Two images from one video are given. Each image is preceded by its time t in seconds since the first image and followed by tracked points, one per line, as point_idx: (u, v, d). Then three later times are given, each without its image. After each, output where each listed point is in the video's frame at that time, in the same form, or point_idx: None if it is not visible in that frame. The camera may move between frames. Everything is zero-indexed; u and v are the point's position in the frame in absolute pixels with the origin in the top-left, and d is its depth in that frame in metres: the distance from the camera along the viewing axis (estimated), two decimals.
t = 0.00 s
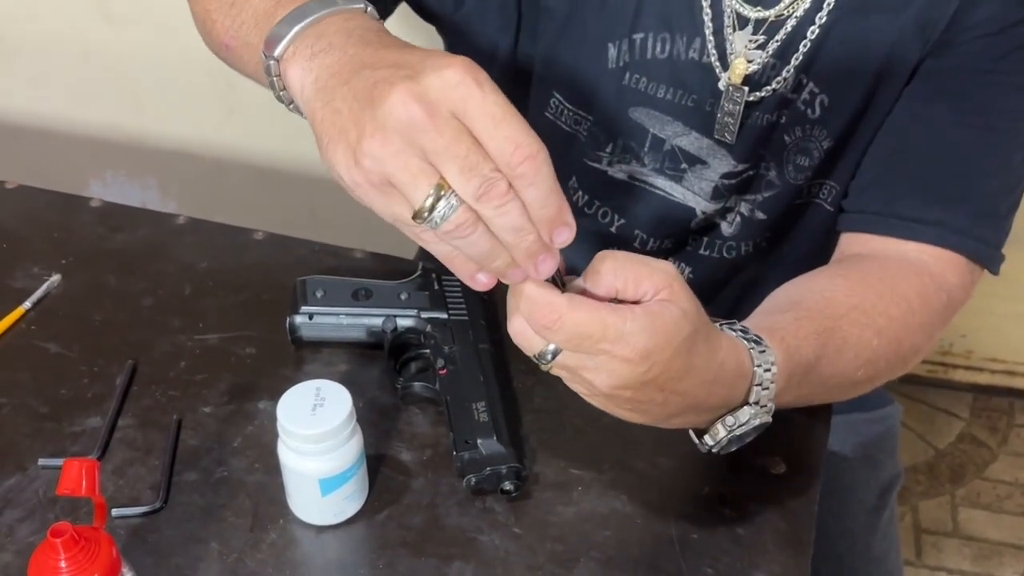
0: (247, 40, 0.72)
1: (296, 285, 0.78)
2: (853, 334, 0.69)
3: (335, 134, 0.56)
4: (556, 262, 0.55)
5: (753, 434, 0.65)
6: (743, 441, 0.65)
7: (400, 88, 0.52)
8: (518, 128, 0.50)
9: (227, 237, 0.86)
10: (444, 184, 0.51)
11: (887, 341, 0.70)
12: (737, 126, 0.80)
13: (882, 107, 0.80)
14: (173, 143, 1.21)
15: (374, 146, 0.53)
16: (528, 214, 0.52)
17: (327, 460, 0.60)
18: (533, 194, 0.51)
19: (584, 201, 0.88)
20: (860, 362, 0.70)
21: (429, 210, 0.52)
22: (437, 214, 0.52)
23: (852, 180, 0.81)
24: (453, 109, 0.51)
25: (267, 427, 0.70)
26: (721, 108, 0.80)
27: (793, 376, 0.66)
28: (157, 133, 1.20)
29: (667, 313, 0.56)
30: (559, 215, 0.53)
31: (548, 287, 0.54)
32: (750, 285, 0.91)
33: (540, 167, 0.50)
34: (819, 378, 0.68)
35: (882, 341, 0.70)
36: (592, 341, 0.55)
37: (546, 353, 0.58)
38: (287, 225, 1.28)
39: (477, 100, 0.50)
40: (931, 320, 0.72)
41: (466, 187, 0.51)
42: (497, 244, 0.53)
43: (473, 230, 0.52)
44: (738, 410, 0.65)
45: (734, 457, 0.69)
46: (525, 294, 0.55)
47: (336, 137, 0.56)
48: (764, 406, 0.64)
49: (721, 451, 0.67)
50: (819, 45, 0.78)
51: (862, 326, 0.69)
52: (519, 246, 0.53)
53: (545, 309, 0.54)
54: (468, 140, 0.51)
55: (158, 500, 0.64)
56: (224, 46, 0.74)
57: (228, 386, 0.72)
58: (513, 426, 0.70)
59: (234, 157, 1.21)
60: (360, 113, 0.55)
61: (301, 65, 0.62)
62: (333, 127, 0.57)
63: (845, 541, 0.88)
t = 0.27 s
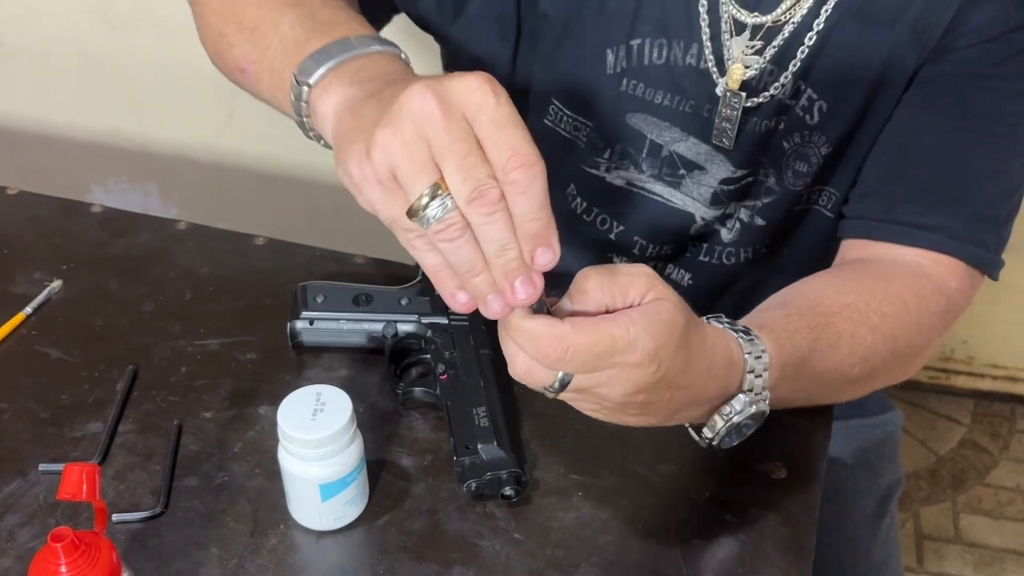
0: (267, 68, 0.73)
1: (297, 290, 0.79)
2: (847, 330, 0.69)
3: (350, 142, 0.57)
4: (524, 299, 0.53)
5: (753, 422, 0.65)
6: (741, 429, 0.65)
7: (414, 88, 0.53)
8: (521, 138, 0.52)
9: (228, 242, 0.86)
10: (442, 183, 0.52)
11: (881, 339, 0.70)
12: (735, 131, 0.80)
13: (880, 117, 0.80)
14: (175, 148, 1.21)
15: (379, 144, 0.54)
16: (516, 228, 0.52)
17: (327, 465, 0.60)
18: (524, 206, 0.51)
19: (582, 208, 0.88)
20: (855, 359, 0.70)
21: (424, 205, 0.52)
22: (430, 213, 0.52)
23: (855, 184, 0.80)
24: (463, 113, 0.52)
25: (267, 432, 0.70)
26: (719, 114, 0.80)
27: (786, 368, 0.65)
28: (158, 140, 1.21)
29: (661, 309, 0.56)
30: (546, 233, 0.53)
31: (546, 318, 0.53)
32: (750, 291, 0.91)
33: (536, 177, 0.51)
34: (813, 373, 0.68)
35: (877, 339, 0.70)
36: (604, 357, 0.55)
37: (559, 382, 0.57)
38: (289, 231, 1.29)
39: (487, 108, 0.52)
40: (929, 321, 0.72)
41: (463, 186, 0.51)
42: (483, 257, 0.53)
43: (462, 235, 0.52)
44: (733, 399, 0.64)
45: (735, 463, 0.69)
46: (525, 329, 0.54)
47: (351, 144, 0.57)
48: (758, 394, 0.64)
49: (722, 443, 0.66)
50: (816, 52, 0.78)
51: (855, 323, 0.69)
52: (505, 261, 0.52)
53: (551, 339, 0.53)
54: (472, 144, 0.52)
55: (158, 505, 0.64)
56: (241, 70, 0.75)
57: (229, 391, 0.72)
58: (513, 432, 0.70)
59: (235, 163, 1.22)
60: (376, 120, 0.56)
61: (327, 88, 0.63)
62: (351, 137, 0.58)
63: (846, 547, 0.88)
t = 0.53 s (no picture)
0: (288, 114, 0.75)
1: (294, 295, 0.79)
2: (836, 327, 0.69)
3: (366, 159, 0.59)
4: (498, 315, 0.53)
5: (751, 415, 0.65)
6: (739, 420, 0.65)
7: (428, 100, 0.54)
8: (526, 154, 0.53)
9: (227, 246, 0.86)
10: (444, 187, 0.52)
11: (872, 334, 0.70)
12: (730, 131, 0.81)
13: (873, 121, 0.81)
14: (175, 152, 1.22)
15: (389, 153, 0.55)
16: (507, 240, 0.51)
17: (324, 469, 0.61)
18: (521, 216, 0.51)
19: (579, 212, 0.89)
20: (847, 354, 0.69)
21: (426, 205, 0.52)
22: (429, 214, 0.52)
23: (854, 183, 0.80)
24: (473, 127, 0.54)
25: (266, 435, 0.70)
26: (714, 114, 0.80)
27: (777, 363, 0.65)
28: (158, 144, 1.21)
29: (645, 306, 0.56)
30: (539, 245, 0.52)
31: (539, 333, 0.53)
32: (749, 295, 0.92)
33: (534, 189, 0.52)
34: (805, 369, 0.68)
35: (868, 334, 0.69)
36: (603, 360, 0.55)
37: (564, 394, 0.57)
38: (288, 236, 1.29)
39: (496, 126, 0.54)
40: (924, 319, 0.72)
41: (463, 190, 0.52)
42: (475, 266, 0.52)
43: (457, 239, 0.52)
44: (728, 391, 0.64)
45: (732, 466, 0.69)
46: (522, 347, 0.53)
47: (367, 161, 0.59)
48: (753, 383, 0.64)
49: (720, 440, 0.66)
50: (810, 54, 0.79)
51: (845, 319, 0.69)
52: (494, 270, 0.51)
53: (549, 351, 0.53)
54: (478, 155, 0.53)
55: (156, 508, 0.64)
56: (264, 118, 0.77)
57: (227, 395, 0.73)
58: (511, 435, 0.70)
59: (235, 167, 1.22)
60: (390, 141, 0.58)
61: (348, 122, 0.65)
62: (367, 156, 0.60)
63: (843, 552, 0.88)
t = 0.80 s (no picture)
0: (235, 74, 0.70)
1: (291, 298, 0.79)
2: (823, 331, 0.69)
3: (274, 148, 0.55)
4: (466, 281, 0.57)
5: (741, 417, 0.65)
6: (727, 421, 0.64)
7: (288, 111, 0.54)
8: (406, 148, 0.52)
9: (224, 250, 0.87)
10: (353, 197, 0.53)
11: (860, 340, 0.70)
12: (719, 135, 0.81)
13: (858, 130, 0.81)
14: (173, 156, 1.22)
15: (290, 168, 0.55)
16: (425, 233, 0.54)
17: (319, 472, 0.61)
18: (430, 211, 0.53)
19: (571, 214, 0.90)
20: (834, 359, 0.69)
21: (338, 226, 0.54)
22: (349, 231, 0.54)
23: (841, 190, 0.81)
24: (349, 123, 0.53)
25: (261, 439, 0.70)
26: (702, 117, 0.81)
27: (762, 365, 0.66)
28: (157, 148, 1.21)
29: (619, 304, 0.58)
30: (460, 233, 0.54)
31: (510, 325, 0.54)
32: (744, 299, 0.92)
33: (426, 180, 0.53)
34: (790, 374, 0.68)
35: (855, 340, 0.70)
36: (577, 353, 0.55)
37: (544, 389, 0.56)
38: (288, 240, 1.30)
39: (368, 116, 0.52)
40: (913, 323, 0.72)
41: (368, 207, 0.53)
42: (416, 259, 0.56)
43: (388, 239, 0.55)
44: (714, 393, 0.63)
45: (726, 470, 0.69)
46: (496, 341, 0.54)
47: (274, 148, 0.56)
48: (738, 383, 0.64)
49: (710, 443, 0.66)
50: (799, 60, 0.79)
51: (833, 324, 0.70)
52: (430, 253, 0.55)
53: (524, 341, 0.54)
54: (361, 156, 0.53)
55: (152, 512, 0.64)
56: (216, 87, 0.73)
57: (223, 399, 0.73)
58: (505, 440, 0.70)
59: (233, 171, 1.22)
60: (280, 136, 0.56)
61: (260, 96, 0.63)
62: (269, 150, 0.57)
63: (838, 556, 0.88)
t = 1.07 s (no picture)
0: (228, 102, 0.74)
1: (286, 302, 0.79)
2: (821, 340, 0.70)
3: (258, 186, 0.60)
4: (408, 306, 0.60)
5: (735, 428, 0.66)
6: (722, 433, 0.65)
7: (304, 145, 0.56)
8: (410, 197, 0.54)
9: (220, 253, 0.87)
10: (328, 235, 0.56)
11: (857, 348, 0.71)
12: (720, 147, 0.81)
13: (856, 137, 0.81)
14: (170, 158, 1.22)
15: (274, 200, 0.57)
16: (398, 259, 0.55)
17: (312, 475, 0.61)
18: (429, 245, 0.54)
19: (574, 227, 0.89)
20: (832, 368, 0.70)
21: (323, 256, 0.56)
22: (330, 261, 0.56)
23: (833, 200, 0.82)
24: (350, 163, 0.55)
25: (256, 442, 0.70)
26: (704, 130, 0.81)
27: (759, 374, 0.66)
28: (155, 150, 1.21)
29: (612, 316, 0.58)
30: (455, 267, 0.55)
31: (503, 348, 0.54)
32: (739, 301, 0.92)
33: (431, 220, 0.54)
34: (787, 382, 0.68)
35: (853, 348, 0.71)
36: (570, 369, 0.55)
37: (534, 405, 0.56)
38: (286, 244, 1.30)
39: (375, 170, 0.54)
40: (910, 332, 0.73)
41: (355, 242, 0.54)
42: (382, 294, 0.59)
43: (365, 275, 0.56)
44: (710, 405, 0.64)
45: (719, 473, 0.69)
46: (488, 364, 0.54)
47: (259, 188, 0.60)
48: (735, 396, 0.64)
49: (706, 453, 0.67)
50: (799, 70, 0.79)
51: (831, 333, 0.71)
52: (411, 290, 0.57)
53: (517, 364, 0.54)
54: (358, 195, 0.55)
55: (146, 514, 0.64)
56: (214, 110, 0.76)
57: (218, 402, 0.73)
58: (499, 443, 0.71)
59: (231, 173, 1.22)
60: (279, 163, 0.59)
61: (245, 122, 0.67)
62: (260, 176, 0.60)
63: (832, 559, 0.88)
